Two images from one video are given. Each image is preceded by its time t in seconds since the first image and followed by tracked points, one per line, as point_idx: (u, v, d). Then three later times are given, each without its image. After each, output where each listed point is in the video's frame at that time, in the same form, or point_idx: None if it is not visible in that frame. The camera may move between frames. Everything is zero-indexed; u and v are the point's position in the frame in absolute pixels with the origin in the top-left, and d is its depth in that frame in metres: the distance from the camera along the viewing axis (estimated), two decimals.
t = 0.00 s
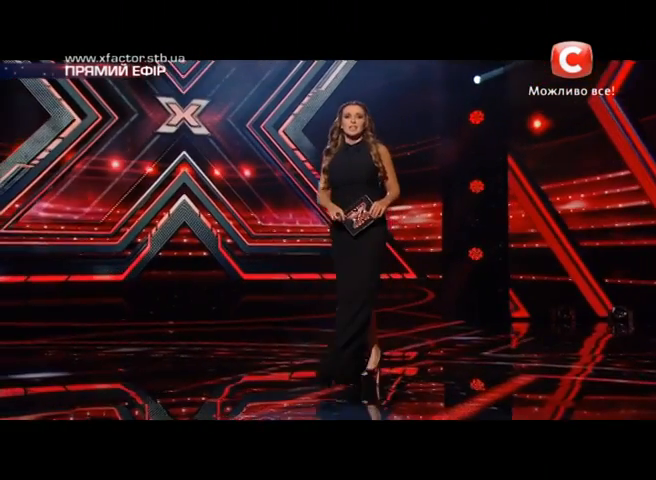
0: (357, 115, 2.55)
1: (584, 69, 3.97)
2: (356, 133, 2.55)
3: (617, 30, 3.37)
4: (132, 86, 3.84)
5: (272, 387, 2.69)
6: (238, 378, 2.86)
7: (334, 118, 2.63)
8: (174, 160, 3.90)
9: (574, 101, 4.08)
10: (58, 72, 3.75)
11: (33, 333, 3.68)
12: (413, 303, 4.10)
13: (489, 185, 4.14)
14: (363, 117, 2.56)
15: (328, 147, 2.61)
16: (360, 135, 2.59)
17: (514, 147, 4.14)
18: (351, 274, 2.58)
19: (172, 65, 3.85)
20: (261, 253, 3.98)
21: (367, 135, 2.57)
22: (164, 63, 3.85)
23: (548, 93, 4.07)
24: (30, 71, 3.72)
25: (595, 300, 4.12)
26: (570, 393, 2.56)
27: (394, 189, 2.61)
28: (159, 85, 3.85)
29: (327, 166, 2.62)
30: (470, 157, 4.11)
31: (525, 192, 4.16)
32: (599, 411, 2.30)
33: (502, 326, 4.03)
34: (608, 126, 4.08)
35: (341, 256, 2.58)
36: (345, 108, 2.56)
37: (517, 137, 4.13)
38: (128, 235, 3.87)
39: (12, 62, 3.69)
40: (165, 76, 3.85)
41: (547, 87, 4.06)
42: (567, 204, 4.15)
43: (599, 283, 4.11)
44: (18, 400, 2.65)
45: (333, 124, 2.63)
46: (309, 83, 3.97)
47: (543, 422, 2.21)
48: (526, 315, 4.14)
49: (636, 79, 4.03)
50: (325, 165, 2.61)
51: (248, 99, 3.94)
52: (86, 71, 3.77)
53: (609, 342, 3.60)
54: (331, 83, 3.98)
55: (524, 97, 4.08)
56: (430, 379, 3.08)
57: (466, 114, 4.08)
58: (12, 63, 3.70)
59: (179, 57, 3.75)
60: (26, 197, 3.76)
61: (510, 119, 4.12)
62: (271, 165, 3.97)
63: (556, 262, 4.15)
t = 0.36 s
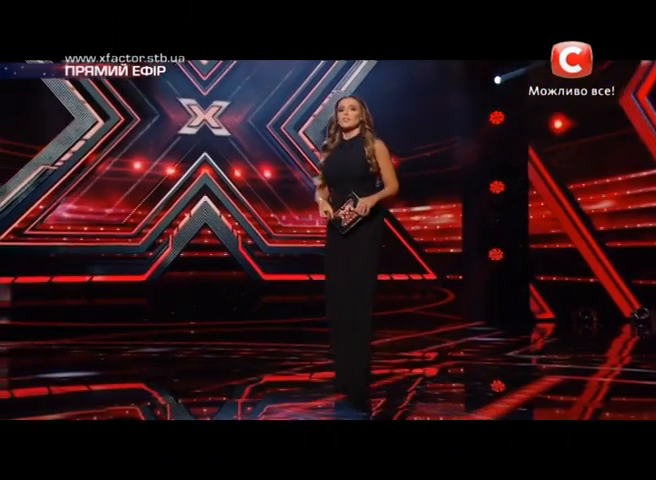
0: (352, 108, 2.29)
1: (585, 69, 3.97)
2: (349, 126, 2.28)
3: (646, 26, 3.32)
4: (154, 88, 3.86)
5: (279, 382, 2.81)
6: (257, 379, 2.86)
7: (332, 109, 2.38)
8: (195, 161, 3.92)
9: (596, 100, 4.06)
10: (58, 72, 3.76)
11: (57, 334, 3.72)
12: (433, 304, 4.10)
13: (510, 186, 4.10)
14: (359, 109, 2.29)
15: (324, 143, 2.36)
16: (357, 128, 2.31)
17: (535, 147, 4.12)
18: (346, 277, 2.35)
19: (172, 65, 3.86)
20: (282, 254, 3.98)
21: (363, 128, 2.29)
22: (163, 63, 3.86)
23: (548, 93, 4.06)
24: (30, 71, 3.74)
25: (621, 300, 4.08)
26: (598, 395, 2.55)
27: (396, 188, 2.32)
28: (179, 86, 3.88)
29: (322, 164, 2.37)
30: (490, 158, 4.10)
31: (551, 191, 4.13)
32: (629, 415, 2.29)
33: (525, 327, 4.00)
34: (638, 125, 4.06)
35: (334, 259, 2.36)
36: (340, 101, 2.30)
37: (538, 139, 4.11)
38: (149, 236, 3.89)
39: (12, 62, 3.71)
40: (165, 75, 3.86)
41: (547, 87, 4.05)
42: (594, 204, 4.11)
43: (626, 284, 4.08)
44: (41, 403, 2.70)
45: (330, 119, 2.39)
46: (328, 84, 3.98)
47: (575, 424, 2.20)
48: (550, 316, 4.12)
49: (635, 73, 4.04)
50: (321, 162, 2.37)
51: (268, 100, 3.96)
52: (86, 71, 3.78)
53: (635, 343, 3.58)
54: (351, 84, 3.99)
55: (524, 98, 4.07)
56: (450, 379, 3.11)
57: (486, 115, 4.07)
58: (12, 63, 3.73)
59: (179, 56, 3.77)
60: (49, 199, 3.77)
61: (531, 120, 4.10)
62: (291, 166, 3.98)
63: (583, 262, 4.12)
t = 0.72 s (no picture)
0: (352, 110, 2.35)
1: (584, 68, 3.96)
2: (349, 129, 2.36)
3: None
4: (176, 91, 3.90)
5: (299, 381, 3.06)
6: (281, 379, 2.91)
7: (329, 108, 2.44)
8: (217, 164, 3.96)
9: (617, 101, 4.05)
10: (58, 72, 3.78)
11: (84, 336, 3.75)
12: (455, 305, 4.10)
13: (530, 188, 4.11)
14: (358, 111, 2.36)
15: (324, 144, 2.45)
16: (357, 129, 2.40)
17: (556, 148, 4.11)
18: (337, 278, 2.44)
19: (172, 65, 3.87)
20: (302, 256, 4.01)
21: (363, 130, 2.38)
22: (163, 63, 3.87)
23: (548, 93, 4.06)
24: (30, 70, 3.76)
25: (649, 300, 4.07)
26: (627, 396, 2.57)
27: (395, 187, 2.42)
28: (201, 88, 3.91)
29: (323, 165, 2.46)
30: (512, 160, 4.10)
31: (578, 192, 4.10)
32: None
33: (548, 328, 4.02)
34: None
35: (327, 259, 2.45)
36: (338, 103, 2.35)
37: (562, 140, 4.10)
38: (172, 237, 3.93)
39: (11, 62, 3.73)
40: (165, 75, 3.88)
41: (547, 87, 4.04)
42: (628, 204, 4.06)
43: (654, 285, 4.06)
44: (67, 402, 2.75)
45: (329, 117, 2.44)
46: (349, 86, 4.01)
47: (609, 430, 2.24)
48: (577, 317, 4.11)
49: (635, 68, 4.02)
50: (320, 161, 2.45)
51: (289, 102, 3.98)
52: (86, 72, 3.80)
53: None
54: (371, 87, 4.02)
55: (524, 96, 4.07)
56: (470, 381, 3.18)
57: (507, 116, 4.08)
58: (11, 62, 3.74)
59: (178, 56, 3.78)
60: (74, 201, 3.82)
61: (552, 121, 4.09)
62: (313, 168, 4.01)
63: (611, 263, 4.09)
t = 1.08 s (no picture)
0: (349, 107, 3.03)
1: (584, 69, 4.09)
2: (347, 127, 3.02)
3: None
4: (204, 97, 4.01)
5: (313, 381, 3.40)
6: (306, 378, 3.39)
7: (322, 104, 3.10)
8: (244, 168, 4.06)
9: (635, 105, 4.13)
10: (58, 72, 3.90)
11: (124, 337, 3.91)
12: (476, 306, 4.18)
13: (550, 191, 4.19)
14: (354, 110, 3.04)
15: (323, 140, 3.06)
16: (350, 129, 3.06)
17: (576, 152, 4.18)
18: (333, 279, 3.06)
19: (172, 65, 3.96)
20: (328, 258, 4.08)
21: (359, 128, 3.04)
22: (164, 63, 3.96)
23: (548, 93, 4.13)
24: (30, 70, 3.89)
25: None
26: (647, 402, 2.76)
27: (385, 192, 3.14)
28: (229, 95, 4.03)
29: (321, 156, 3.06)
30: (532, 164, 4.18)
31: (603, 194, 4.19)
32: None
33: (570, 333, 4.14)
34: None
35: (324, 261, 3.05)
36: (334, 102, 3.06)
37: (582, 144, 4.17)
38: (201, 240, 4.02)
39: (12, 62, 3.86)
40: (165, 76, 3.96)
41: (547, 87, 4.12)
42: (649, 206, 4.17)
43: None
44: (111, 415, 3.01)
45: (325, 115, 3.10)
46: (372, 92, 4.11)
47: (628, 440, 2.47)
48: (602, 318, 4.18)
49: (629, 63, 4.10)
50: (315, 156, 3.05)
51: (314, 108, 4.06)
52: (86, 72, 3.90)
53: None
54: (394, 93, 4.12)
55: (524, 96, 4.13)
56: (491, 380, 3.35)
57: (528, 121, 4.15)
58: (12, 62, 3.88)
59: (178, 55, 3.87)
60: (108, 204, 3.94)
61: (571, 125, 4.16)
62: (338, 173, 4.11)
63: (636, 265, 4.17)
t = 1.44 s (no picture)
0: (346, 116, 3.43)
1: (584, 69, 4.19)
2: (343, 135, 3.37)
3: None
4: (230, 104, 4.15)
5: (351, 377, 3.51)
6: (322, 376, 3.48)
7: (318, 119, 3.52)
8: (267, 173, 4.18)
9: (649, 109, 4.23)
10: (58, 72, 4.01)
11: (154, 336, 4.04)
12: (493, 306, 4.29)
13: (566, 195, 4.29)
14: (352, 119, 3.44)
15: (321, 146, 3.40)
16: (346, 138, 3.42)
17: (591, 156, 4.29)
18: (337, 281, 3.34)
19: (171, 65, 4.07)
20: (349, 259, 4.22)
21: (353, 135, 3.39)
22: (163, 63, 4.08)
23: (548, 93, 4.23)
24: (30, 70, 4.00)
25: None
26: None
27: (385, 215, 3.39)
28: (253, 101, 4.16)
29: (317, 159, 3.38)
30: (547, 168, 4.29)
31: (623, 195, 4.29)
32: None
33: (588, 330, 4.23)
34: None
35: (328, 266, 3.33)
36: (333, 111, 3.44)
37: (597, 148, 4.28)
38: (227, 242, 4.15)
39: (12, 62, 3.98)
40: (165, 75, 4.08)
41: (547, 87, 4.22)
42: None
43: None
44: (138, 412, 3.03)
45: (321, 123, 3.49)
46: (393, 98, 4.24)
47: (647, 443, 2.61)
48: (622, 317, 4.29)
49: (628, 62, 4.19)
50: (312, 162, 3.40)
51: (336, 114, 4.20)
52: (86, 72, 4.01)
53: None
54: (413, 99, 4.25)
55: (524, 96, 4.23)
56: (509, 379, 3.46)
57: (543, 127, 4.26)
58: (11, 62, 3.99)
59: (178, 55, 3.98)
60: (138, 207, 4.08)
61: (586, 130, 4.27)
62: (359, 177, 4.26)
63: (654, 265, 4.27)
